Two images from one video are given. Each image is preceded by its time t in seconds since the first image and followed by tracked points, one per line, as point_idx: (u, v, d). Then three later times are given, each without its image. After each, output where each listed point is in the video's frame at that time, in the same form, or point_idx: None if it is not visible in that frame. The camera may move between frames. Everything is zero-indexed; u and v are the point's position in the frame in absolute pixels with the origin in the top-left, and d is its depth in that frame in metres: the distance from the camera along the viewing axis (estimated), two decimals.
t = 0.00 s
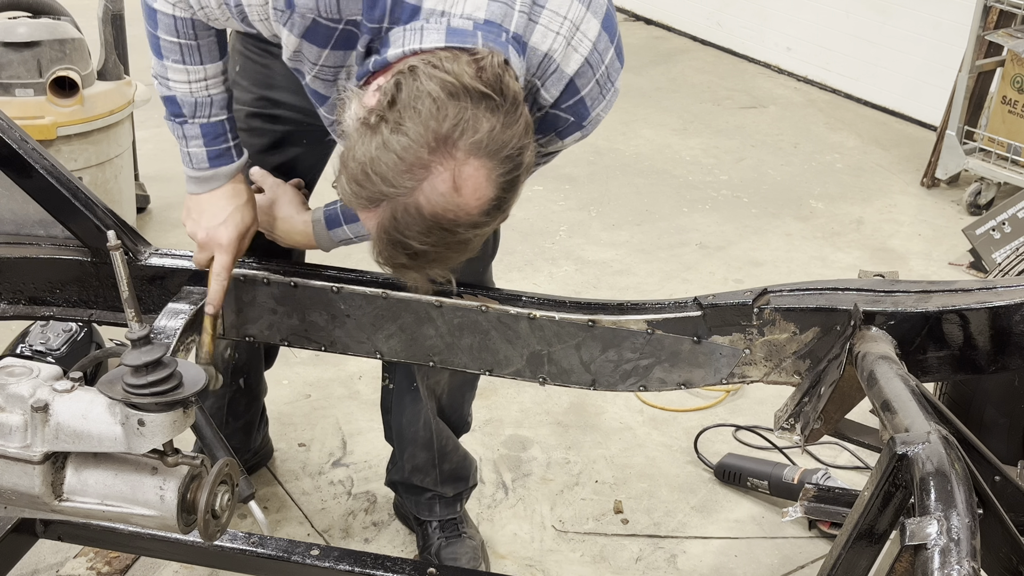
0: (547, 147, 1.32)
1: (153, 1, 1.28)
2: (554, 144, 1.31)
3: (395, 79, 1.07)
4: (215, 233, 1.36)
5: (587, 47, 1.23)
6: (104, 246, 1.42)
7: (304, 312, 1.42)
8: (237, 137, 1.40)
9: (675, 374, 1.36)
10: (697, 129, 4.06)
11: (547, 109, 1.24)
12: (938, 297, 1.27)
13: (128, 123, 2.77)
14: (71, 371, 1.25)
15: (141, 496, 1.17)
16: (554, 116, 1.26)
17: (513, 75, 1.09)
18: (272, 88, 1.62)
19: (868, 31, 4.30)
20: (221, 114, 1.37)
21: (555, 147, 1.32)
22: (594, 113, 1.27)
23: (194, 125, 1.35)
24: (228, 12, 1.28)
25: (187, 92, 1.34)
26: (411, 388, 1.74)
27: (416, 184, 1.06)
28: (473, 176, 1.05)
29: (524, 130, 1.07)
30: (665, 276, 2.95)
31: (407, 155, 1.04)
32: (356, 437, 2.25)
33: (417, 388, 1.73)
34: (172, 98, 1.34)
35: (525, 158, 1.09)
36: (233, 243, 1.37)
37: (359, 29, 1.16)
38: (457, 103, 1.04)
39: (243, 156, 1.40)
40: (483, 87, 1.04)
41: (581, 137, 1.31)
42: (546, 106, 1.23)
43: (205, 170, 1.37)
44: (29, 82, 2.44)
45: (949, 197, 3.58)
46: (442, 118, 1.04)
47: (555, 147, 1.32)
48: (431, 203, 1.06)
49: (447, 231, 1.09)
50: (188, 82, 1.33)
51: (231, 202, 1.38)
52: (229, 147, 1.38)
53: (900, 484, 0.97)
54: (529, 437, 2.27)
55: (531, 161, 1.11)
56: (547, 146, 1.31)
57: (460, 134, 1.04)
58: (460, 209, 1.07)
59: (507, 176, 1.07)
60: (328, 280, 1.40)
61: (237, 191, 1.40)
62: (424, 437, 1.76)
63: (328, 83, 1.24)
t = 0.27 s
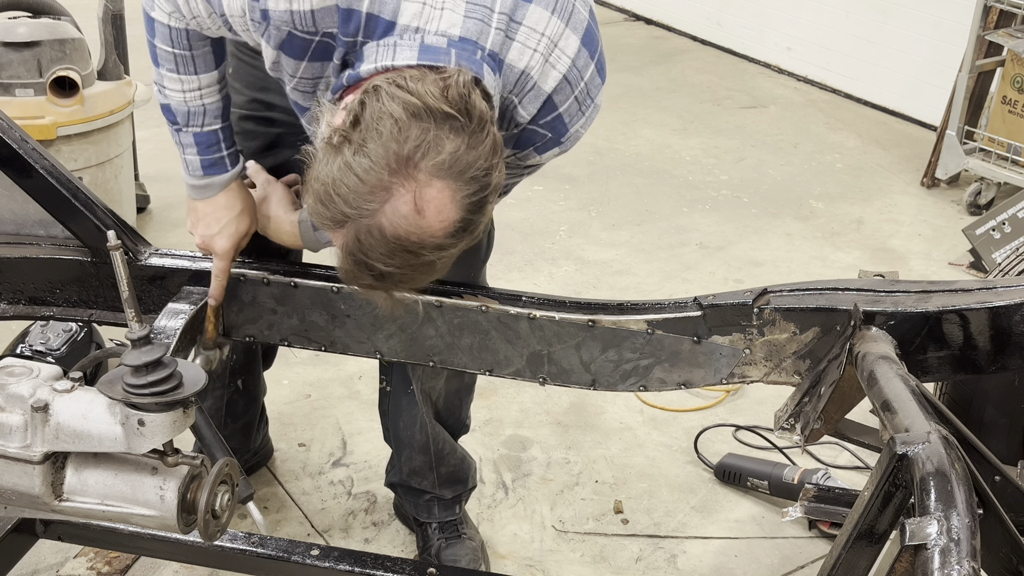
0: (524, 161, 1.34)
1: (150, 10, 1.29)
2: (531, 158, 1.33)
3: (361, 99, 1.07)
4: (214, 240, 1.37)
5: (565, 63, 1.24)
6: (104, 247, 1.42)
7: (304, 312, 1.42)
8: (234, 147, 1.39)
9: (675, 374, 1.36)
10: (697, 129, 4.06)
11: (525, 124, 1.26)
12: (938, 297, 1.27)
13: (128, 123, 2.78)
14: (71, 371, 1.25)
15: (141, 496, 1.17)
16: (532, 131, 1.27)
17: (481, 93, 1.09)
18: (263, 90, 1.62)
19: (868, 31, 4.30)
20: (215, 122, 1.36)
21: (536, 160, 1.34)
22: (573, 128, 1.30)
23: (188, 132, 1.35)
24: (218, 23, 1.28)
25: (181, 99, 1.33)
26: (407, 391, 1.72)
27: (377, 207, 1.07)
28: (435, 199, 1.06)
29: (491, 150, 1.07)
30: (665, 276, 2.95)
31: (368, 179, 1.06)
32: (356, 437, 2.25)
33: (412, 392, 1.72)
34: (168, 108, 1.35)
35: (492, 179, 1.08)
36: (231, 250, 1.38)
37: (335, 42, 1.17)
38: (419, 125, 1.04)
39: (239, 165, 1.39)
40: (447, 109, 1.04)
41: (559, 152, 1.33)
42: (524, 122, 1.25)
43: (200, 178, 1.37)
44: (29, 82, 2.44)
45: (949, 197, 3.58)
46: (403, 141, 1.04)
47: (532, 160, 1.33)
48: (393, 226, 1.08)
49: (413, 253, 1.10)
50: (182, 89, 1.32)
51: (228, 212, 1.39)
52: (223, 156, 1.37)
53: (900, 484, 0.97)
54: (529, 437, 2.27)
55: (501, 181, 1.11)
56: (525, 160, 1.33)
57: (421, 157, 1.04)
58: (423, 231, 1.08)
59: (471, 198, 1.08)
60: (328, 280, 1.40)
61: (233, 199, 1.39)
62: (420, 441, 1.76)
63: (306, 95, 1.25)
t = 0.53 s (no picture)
0: (536, 165, 1.35)
1: (155, 6, 1.29)
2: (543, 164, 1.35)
3: (385, 109, 1.07)
4: (230, 236, 1.36)
5: (581, 72, 1.24)
6: (104, 247, 1.42)
7: (304, 312, 1.42)
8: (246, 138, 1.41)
9: (675, 374, 1.36)
10: (697, 129, 4.06)
11: (539, 132, 1.26)
12: (938, 297, 1.26)
13: (128, 123, 2.77)
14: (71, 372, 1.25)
15: (141, 496, 1.17)
16: (546, 138, 1.28)
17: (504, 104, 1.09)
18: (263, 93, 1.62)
19: (868, 31, 4.30)
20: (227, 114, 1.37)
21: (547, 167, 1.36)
22: (586, 137, 1.30)
23: (202, 125, 1.36)
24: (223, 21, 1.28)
25: (193, 91, 1.35)
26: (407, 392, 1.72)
27: (403, 218, 1.07)
28: (460, 211, 1.06)
29: (514, 162, 1.08)
30: (665, 276, 2.95)
31: (393, 191, 1.05)
32: (356, 437, 2.25)
33: (412, 392, 1.72)
34: (179, 101, 1.35)
35: (515, 191, 1.09)
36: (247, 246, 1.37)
37: (348, 52, 1.17)
38: (445, 137, 1.04)
39: (253, 157, 1.41)
40: (473, 121, 1.04)
41: (571, 159, 1.34)
42: (538, 129, 1.25)
43: (215, 171, 1.37)
44: (29, 82, 2.44)
45: (949, 197, 3.58)
46: (428, 153, 1.04)
47: (545, 165, 1.35)
48: (418, 237, 1.08)
49: (436, 263, 1.11)
50: (193, 81, 1.34)
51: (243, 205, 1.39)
52: (238, 147, 1.39)
53: (900, 484, 0.97)
54: (529, 437, 2.27)
55: (522, 191, 1.11)
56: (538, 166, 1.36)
57: (447, 169, 1.05)
58: (448, 242, 1.08)
59: (496, 210, 1.08)
60: (328, 280, 1.40)
61: (247, 192, 1.40)
62: (420, 441, 1.76)
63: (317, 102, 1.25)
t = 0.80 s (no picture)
0: (541, 166, 1.35)
1: None
2: (548, 164, 1.35)
3: (390, 108, 1.07)
4: (212, 214, 1.38)
5: (586, 71, 1.24)
6: (104, 246, 1.42)
7: (304, 312, 1.42)
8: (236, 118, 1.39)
9: (675, 374, 1.36)
10: (697, 129, 4.06)
11: (543, 131, 1.27)
12: (938, 297, 1.26)
13: (128, 124, 2.77)
14: (70, 371, 1.25)
15: (141, 496, 1.17)
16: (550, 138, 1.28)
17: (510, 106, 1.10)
18: (262, 94, 1.61)
19: (868, 31, 4.30)
20: (217, 94, 1.35)
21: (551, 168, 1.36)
22: (591, 136, 1.30)
23: (189, 104, 1.34)
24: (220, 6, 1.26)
25: (182, 70, 1.33)
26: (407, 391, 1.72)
27: (407, 217, 1.08)
28: (464, 212, 1.07)
29: (519, 164, 1.09)
30: (665, 276, 2.95)
31: (398, 190, 1.06)
32: (356, 437, 2.25)
33: (412, 392, 1.72)
34: (169, 78, 1.34)
35: (518, 193, 1.10)
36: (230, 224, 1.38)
37: (351, 51, 1.16)
38: (451, 139, 1.05)
39: (241, 137, 1.39)
40: (479, 123, 1.05)
41: (575, 159, 1.34)
42: (542, 128, 1.26)
43: (201, 151, 1.36)
44: (29, 82, 2.44)
45: (949, 197, 3.58)
46: (434, 154, 1.05)
47: (549, 166, 1.35)
48: (421, 237, 1.09)
49: (438, 262, 1.12)
50: (182, 60, 1.32)
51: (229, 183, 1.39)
52: (225, 127, 1.37)
53: (900, 484, 0.97)
54: (529, 437, 2.27)
55: (524, 192, 1.13)
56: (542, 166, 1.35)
57: (452, 171, 1.06)
58: (450, 243, 1.10)
59: (499, 211, 1.09)
60: (328, 280, 1.40)
61: (234, 171, 1.38)
62: (420, 440, 1.76)
63: (318, 98, 1.24)
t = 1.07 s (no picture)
0: (522, 156, 1.35)
1: None
2: (530, 154, 1.34)
3: (363, 87, 1.07)
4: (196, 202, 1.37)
5: (565, 59, 1.25)
6: (104, 246, 1.42)
7: (304, 312, 1.42)
8: (210, 100, 1.37)
9: (675, 374, 1.36)
10: (697, 129, 4.06)
11: (524, 120, 1.26)
12: (938, 297, 1.26)
13: (127, 123, 2.77)
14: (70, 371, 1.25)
15: (141, 495, 1.17)
16: (530, 127, 1.28)
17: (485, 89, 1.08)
18: (258, 91, 1.61)
19: (868, 31, 4.29)
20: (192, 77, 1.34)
21: (532, 158, 1.36)
22: (571, 126, 1.30)
23: (164, 89, 1.32)
24: None
25: (156, 54, 1.30)
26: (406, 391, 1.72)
27: (375, 197, 1.07)
28: (433, 194, 1.06)
29: (492, 148, 1.07)
30: (664, 276, 2.95)
31: (367, 170, 1.05)
32: (356, 437, 2.25)
33: (411, 392, 1.72)
34: (142, 63, 1.31)
35: (491, 177, 1.09)
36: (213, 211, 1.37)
37: (332, 33, 1.16)
38: (421, 119, 1.04)
39: (216, 119, 1.38)
40: (450, 104, 1.04)
41: (558, 149, 1.34)
42: (523, 117, 1.25)
43: (178, 136, 1.35)
44: (29, 82, 2.44)
45: (949, 197, 3.58)
46: (404, 133, 1.04)
47: (531, 157, 1.35)
48: (390, 218, 1.08)
49: (407, 245, 1.11)
50: (156, 44, 1.29)
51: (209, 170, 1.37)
52: (201, 111, 1.35)
53: (900, 485, 0.97)
54: (529, 437, 2.27)
55: (499, 177, 1.11)
56: (524, 156, 1.35)
57: (421, 151, 1.04)
58: (419, 225, 1.08)
59: (469, 195, 1.08)
60: (328, 280, 1.40)
61: (213, 154, 1.37)
62: (420, 440, 1.76)
63: (299, 83, 1.24)
